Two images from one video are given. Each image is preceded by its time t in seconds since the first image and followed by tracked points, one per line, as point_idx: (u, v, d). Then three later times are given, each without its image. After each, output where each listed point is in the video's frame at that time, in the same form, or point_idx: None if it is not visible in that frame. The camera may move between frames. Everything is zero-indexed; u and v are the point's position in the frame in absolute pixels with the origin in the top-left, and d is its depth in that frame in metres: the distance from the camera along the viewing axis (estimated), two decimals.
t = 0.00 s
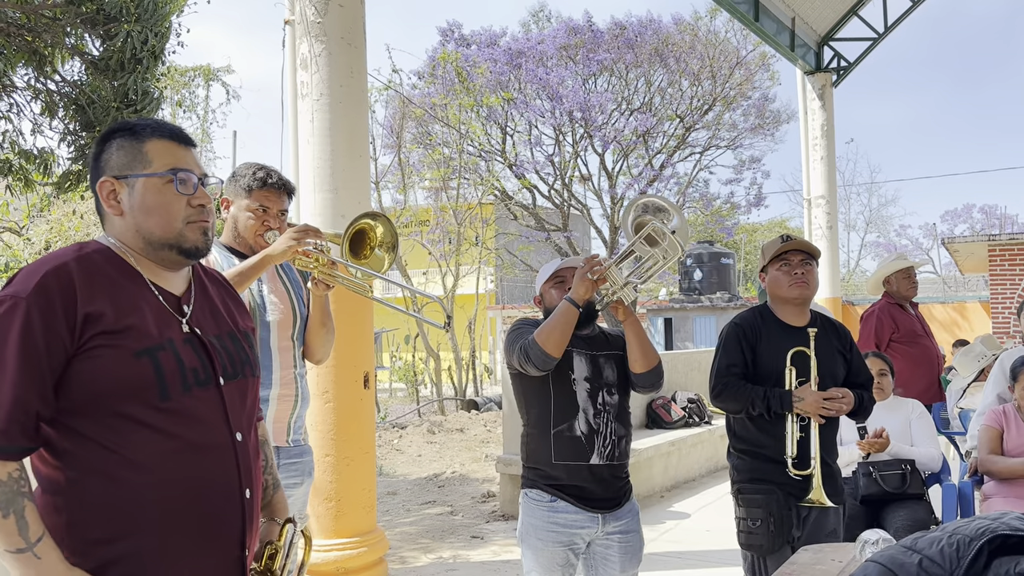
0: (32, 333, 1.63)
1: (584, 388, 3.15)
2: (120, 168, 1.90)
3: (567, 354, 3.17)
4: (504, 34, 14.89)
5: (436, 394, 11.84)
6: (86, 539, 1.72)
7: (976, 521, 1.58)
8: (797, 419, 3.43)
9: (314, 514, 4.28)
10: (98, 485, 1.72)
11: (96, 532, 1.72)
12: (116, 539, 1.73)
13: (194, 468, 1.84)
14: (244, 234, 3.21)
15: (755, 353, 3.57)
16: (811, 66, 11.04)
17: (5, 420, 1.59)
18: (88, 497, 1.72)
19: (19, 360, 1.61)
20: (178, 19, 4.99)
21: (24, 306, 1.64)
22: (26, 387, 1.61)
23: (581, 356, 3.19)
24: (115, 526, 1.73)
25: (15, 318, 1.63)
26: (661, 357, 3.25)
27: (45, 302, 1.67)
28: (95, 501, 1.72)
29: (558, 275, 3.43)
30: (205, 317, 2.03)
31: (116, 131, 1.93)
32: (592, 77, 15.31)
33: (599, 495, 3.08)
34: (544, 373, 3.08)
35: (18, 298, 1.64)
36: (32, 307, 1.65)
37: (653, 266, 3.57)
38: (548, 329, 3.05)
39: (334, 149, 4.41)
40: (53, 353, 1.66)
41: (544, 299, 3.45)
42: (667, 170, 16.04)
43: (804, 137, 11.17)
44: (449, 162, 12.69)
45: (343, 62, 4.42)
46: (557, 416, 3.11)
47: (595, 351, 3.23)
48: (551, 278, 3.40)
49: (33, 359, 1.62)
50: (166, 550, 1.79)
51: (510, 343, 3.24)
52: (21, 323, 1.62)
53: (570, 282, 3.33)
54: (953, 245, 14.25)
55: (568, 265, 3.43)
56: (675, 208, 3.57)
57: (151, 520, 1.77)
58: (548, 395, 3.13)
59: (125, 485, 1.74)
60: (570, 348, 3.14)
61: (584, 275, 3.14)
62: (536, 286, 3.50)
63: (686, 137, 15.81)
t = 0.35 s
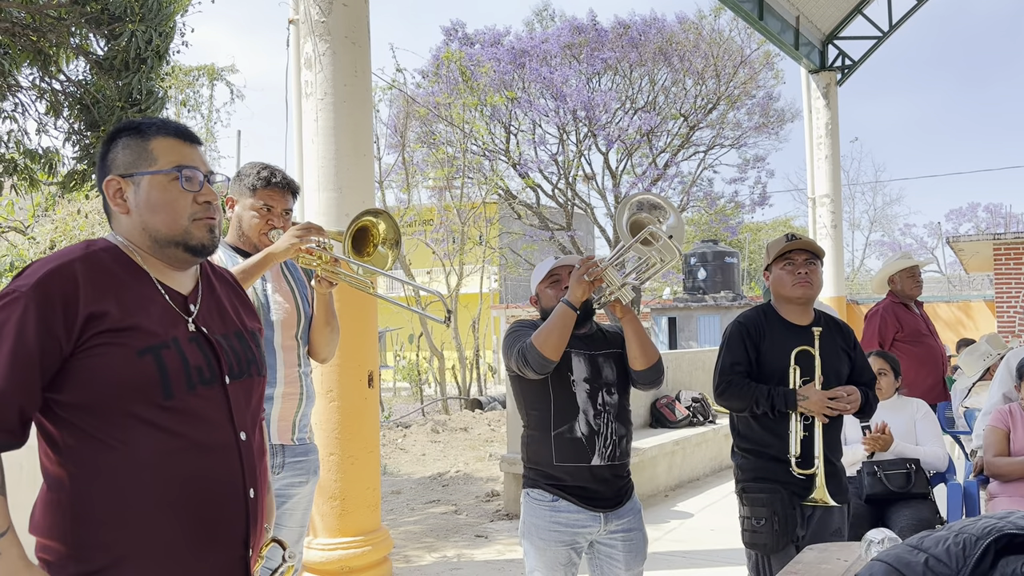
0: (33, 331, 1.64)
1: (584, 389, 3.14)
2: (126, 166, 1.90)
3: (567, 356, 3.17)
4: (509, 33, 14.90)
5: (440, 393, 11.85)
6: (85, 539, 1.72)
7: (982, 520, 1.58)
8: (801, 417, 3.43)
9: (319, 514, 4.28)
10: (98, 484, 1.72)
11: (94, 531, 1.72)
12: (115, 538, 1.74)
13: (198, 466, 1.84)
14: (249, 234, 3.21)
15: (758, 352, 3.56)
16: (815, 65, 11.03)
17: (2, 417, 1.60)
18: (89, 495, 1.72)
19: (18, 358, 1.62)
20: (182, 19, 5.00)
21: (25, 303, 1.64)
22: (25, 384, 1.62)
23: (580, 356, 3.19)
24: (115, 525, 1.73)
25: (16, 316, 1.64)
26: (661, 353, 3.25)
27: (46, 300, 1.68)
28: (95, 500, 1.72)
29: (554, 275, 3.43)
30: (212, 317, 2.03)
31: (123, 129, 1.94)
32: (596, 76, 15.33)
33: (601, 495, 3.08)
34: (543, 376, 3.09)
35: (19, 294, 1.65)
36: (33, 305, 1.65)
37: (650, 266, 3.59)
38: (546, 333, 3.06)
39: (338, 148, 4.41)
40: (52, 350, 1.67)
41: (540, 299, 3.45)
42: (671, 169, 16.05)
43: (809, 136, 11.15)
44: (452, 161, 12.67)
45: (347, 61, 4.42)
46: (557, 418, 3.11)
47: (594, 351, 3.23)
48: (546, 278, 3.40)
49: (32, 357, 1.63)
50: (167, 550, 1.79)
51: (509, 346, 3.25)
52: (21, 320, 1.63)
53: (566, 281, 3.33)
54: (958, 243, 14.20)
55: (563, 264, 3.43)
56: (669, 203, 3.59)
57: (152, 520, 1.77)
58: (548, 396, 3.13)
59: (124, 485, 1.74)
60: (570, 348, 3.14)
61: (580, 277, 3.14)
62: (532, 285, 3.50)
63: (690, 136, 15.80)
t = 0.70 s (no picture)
0: (43, 325, 1.64)
1: (585, 390, 3.14)
2: (137, 164, 1.91)
3: (566, 357, 3.17)
4: (513, 32, 14.91)
5: (444, 393, 11.85)
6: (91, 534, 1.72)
7: (990, 520, 1.57)
8: (804, 416, 3.43)
9: (324, 512, 4.29)
10: (105, 478, 1.73)
11: (100, 524, 1.72)
12: (120, 532, 1.74)
13: (206, 462, 1.85)
14: (254, 234, 3.22)
15: (762, 349, 3.56)
16: (820, 63, 11.01)
17: (9, 408, 1.60)
18: (96, 489, 1.72)
19: (28, 350, 1.62)
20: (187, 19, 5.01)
21: (35, 297, 1.65)
22: (34, 377, 1.62)
23: (579, 357, 3.18)
24: (123, 519, 1.74)
25: (27, 309, 1.64)
26: (661, 350, 3.24)
27: (56, 293, 1.68)
28: (101, 495, 1.72)
29: (550, 275, 3.43)
30: (219, 314, 2.04)
31: (134, 128, 1.95)
32: (600, 75, 15.35)
33: (605, 494, 3.08)
34: (543, 379, 3.09)
35: (30, 288, 1.65)
36: (44, 298, 1.66)
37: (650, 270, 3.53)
38: (544, 337, 3.05)
39: (343, 148, 4.41)
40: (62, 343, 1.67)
41: (537, 300, 3.45)
42: (675, 168, 16.05)
43: (814, 134, 11.13)
44: (457, 160, 12.65)
45: (351, 61, 4.42)
46: (559, 420, 3.11)
47: (593, 350, 3.23)
48: (543, 277, 3.40)
49: (44, 349, 1.64)
50: (174, 546, 1.80)
51: (507, 350, 3.26)
52: (31, 312, 1.63)
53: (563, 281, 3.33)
54: (964, 242, 14.15)
55: (560, 264, 3.42)
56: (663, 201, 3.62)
57: (158, 515, 1.77)
58: (550, 397, 3.13)
59: (132, 479, 1.74)
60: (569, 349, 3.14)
61: (577, 280, 3.13)
62: (528, 285, 3.49)
63: (695, 134, 15.80)
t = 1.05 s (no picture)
0: (52, 322, 1.65)
1: (588, 389, 3.14)
2: (145, 165, 1.91)
3: (569, 357, 3.17)
4: (518, 31, 14.91)
5: (450, 392, 11.86)
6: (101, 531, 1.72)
7: (999, 518, 1.58)
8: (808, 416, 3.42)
9: (331, 511, 4.30)
10: (115, 475, 1.73)
11: (109, 522, 1.73)
12: (128, 530, 1.74)
13: (214, 458, 1.85)
14: (262, 234, 3.23)
15: (766, 349, 3.56)
16: (826, 62, 10.99)
17: (21, 404, 1.61)
18: (106, 485, 1.73)
19: (39, 347, 1.63)
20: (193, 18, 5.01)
21: (46, 293, 1.65)
22: (45, 374, 1.63)
23: (581, 356, 3.19)
24: (133, 516, 1.74)
25: (36, 306, 1.64)
26: (665, 346, 3.23)
27: (66, 291, 1.68)
28: (111, 491, 1.73)
29: (551, 274, 3.43)
30: (226, 312, 2.05)
31: (144, 129, 1.95)
32: (605, 74, 15.33)
33: (609, 493, 3.08)
34: (546, 377, 3.09)
35: (40, 285, 1.66)
36: (54, 295, 1.66)
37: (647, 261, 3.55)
38: (544, 333, 3.07)
39: (349, 147, 4.41)
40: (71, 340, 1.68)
41: (539, 299, 3.46)
42: (681, 167, 16.05)
43: (819, 133, 11.10)
44: (461, 160, 12.63)
45: (357, 60, 4.43)
46: (562, 419, 3.11)
47: (596, 349, 3.23)
48: (544, 277, 3.40)
49: (55, 346, 1.64)
50: (183, 543, 1.80)
51: (510, 347, 3.27)
52: (41, 309, 1.64)
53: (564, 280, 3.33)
54: (970, 241, 14.10)
55: (560, 262, 3.42)
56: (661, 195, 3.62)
57: (168, 512, 1.78)
58: (553, 397, 3.14)
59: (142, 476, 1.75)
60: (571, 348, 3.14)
61: (576, 276, 3.15)
62: (529, 284, 3.49)
63: (700, 133, 15.79)
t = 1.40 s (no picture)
0: (54, 325, 1.66)
1: (592, 383, 3.15)
2: (144, 164, 1.92)
3: (573, 350, 3.18)
4: (523, 30, 14.90)
5: (455, 391, 11.87)
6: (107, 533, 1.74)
7: (1007, 518, 1.57)
8: (812, 415, 3.42)
9: (337, 509, 4.31)
10: (121, 476, 1.74)
11: (114, 523, 1.74)
12: (132, 531, 1.75)
13: (217, 459, 1.86)
14: (269, 231, 3.23)
15: (770, 348, 3.55)
16: (832, 60, 10.96)
17: (25, 409, 1.62)
18: (110, 487, 1.74)
19: (41, 350, 1.64)
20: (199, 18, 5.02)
21: (46, 296, 1.67)
22: (48, 377, 1.64)
23: (587, 351, 3.20)
24: (137, 517, 1.75)
25: (37, 309, 1.65)
26: (671, 336, 3.23)
27: (67, 293, 1.69)
28: (116, 492, 1.74)
29: (556, 272, 3.44)
30: (232, 311, 2.05)
31: (143, 129, 1.96)
32: (610, 73, 15.31)
33: (616, 491, 3.07)
34: (550, 362, 3.09)
35: (40, 289, 1.67)
36: (54, 298, 1.67)
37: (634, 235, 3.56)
38: (547, 320, 3.09)
39: (355, 146, 4.42)
40: (72, 343, 1.68)
41: (545, 299, 3.46)
42: (686, 166, 16.03)
43: (826, 131, 11.07)
44: (467, 159, 12.63)
45: (363, 59, 4.43)
46: (567, 413, 3.12)
47: (602, 344, 3.23)
48: (549, 276, 3.40)
49: (57, 349, 1.65)
50: (185, 546, 1.81)
51: (514, 337, 3.28)
52: (42, 312, 1.65)
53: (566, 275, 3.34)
54: (978, 240, 14.04)
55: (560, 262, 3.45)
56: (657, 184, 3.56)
57: (170, 515, 1.79)
58: (558, 393, 3.15)
59: (145, 479, 1.76)
60: (573, 341, 3.16)
61: (575, 260, 3.18)
62: (537, 285, 3.50)
63: (706, 132, 15.77)
